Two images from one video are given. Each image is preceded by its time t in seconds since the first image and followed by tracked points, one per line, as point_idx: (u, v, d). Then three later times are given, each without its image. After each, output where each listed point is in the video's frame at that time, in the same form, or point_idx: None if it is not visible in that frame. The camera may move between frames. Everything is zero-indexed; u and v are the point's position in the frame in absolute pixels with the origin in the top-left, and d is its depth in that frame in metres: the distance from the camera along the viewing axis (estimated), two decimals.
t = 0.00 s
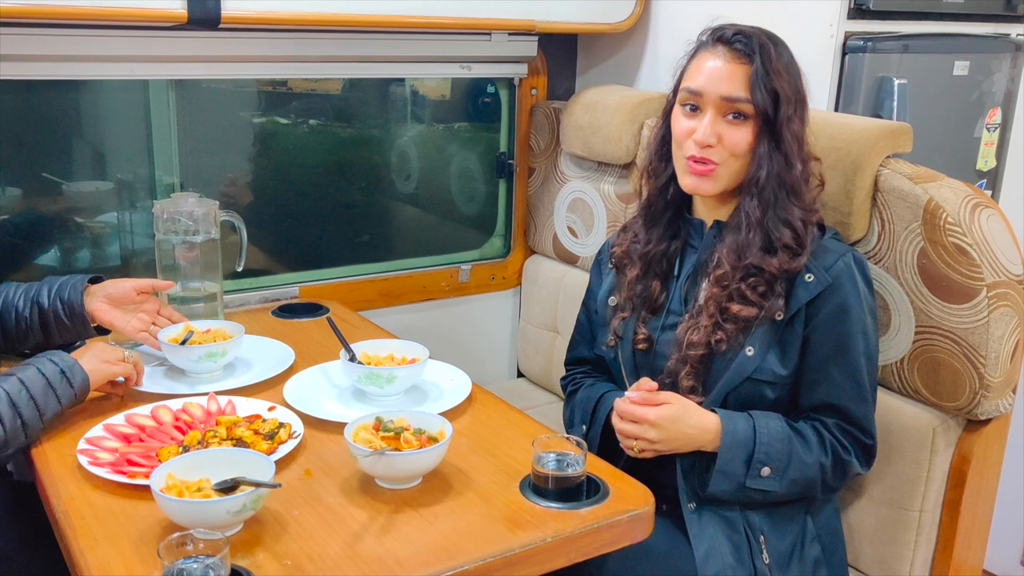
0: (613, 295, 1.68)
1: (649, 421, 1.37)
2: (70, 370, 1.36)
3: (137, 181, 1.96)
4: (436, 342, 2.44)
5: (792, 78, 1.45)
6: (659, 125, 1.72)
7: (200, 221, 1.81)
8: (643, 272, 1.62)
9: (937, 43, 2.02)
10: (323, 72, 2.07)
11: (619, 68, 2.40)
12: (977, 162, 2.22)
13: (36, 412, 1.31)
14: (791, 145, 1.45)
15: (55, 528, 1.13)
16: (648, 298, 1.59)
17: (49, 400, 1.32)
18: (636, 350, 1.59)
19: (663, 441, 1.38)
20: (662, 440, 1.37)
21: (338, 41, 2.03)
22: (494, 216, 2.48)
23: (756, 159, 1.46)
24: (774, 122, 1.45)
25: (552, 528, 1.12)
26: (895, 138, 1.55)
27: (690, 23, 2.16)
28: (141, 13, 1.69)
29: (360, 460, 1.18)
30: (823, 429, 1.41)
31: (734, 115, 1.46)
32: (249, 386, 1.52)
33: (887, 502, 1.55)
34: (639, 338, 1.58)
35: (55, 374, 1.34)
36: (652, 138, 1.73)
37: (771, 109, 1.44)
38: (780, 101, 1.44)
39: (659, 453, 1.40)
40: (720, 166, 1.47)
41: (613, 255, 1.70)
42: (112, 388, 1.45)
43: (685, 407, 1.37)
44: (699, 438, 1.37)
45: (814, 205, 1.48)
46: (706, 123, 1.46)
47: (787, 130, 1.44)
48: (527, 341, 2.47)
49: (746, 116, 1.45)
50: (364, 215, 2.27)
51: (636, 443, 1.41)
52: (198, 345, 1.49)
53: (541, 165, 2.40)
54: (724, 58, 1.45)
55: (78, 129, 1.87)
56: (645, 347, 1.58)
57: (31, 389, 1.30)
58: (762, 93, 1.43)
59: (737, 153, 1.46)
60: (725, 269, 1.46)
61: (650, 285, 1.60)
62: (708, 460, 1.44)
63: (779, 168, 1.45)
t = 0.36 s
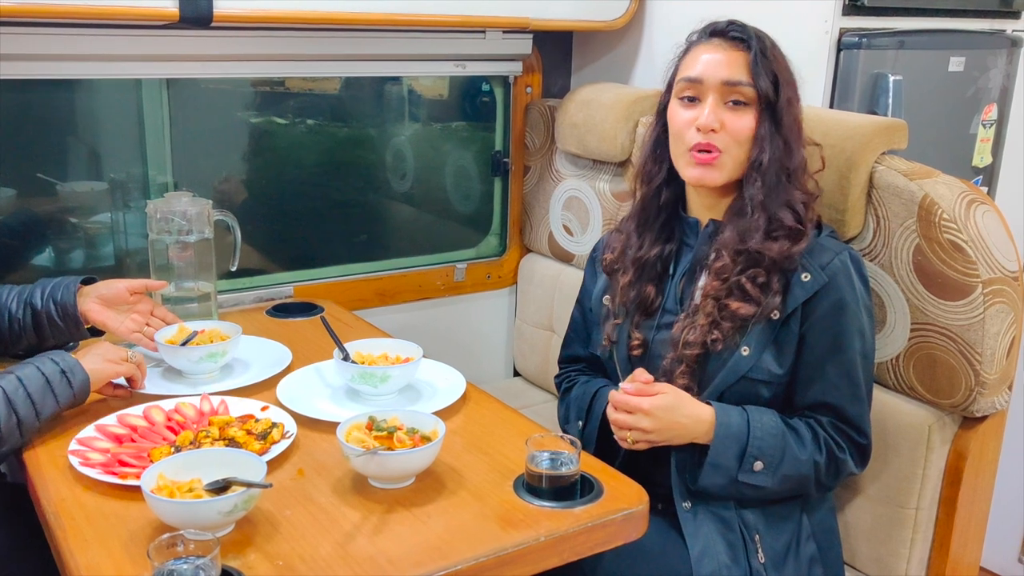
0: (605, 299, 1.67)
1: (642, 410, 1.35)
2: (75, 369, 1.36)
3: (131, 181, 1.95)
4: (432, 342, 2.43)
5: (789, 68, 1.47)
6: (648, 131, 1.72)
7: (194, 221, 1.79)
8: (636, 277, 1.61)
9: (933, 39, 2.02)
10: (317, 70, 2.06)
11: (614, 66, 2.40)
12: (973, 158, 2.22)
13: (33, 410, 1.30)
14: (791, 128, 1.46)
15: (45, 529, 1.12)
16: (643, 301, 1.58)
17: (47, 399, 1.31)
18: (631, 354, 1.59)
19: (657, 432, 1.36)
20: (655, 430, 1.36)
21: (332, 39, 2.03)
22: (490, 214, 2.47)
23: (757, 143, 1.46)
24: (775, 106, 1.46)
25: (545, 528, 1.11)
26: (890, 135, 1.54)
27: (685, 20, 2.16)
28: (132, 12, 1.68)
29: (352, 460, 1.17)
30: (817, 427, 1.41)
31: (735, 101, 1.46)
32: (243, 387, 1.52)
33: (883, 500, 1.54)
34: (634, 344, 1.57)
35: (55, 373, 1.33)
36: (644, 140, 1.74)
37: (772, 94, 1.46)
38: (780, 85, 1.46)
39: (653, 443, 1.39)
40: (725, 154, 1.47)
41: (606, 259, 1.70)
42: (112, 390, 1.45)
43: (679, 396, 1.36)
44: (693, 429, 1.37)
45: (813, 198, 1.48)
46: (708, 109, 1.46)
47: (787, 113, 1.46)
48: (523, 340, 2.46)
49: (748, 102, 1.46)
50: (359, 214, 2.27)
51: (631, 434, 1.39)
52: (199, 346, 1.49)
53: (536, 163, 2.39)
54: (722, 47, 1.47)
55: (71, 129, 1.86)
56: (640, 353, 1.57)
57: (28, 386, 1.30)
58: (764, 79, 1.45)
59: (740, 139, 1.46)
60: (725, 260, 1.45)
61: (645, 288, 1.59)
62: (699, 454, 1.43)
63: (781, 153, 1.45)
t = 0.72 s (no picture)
0: (600, 301, 1.67)
1: (636, 413, 1.34)
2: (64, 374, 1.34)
3: (123, 181, 1.95)
4: (427, 342, 2.42)
5: (765, 65, 1.45)
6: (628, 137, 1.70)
7: (186, 221, 1.78)
8: (632, 281, 1.61)
9: (927, 35, 2.02)
10: (309, 69, 2.05)
11: (608, 64, 2.39)
12: (968, 155, 2.21)
13: (18, 416, 1.28)
14: (778, 132, 1.45)
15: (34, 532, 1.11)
16: (639, 302, 1.58)
17: (33, 404, 1.30)
18: (627, 354, 1.59)
19: (652, 434, 1.35)
20: (650, 431, 1.35)
21: (324, 38, 2.02)
22: (485, 213, 2.47)
23: (746, 154, 1.45)
24: (758, 112, 1.44)
25: (538, 528, 1.10)
26: (884, 131, 1.53)
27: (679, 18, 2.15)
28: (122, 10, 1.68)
29: (343, 461, 1.16)
30: (812, 426, 1.40)
31: (719, 114, 1.44)
32: (237, 388, 1.51)
33: (880, 498, 1.54)
34: (630, 342, 1.57)
35: (42, 377, 1.32)
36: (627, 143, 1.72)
37: (754, 101, 1.43)
38: (761, 90, 1.43)
39: (647, 446, 1.38)
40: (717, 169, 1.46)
41: (598, 266, 1.69)
42: (104, 392, 1.43)
43: (672, 398, 1.35)
44: (687, 430, 1.36)
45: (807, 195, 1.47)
46: (694, 129, 1.44)
47: (772, 117, 1.44)
48: (519, 339, 2.46)
49: (733, 113, 1.44)
50: (353, 214, 2.26)
51: (625, 438, 1.38)
52: (193, 347, 1.48)
53: (531, 161, 2.38)
54: (697, 58, 1.44)
55: (63, 128, 1.85)
56: (637, 352, 1.57)
57: (13, 392, 1.28)
58: (743, 87, 1.42)
59: (729, 152, 1.45)
60: (721, 260, 1.45)
61: (640, 290, 1.59)
62: (694, 454, 1.42)
63: (770, 158, 1.44)
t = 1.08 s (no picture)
0: (592, 300, 1.66)
1: (624, 412, 1.34)
2: None
3: (116, 177, 1.93)
4: (424, 338, 2.41)
5: (757, 59, 1.44)
6: (618, 131, 1.69)
7: (179, 216, 1.77)
8: (621, 279, 1.60)
9: (925, 26, 2.00)
10: (303, 63, 2.03)
11: (605, 57, 2.37)
12: (967, 147, 2.20)
13: None
14: (767, 129, 1.44)
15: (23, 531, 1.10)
16: (629, 301, 1.57)
17: None
18: (618, 353, 1.58)
19: (641, 433, 1.35)
20: (640, 431, 1.35)
21: (318, 31, 2.00)
22: (481, 208, 2.45)
23: (734, 149, 1.44)
24: (748, 108, 1.43)
25: (532, 525, 1.09)
26: (882, 124, 1.52)
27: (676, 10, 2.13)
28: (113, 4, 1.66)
29: (336, 457, 1.15)
30: (807, 422, 1.39)
31: (708, 107, 1.43)
32: (231, 384, 1.49)
33: (877, 493, 1.53)
34: (620, 343, 1.56)
35: None
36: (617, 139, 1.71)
37: (744, 95, 1.42)
38: (752, 85, 1.42)
39: (637, 445, 1.38)
40: (704, 162, 1.45)
41: (588, 263, 1.68)
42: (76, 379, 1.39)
43: (661, 397, 1.35)
44: (678, 429, 1.35)
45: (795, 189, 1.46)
46: (682, 122, 1.43)
47: (761, 113, 1.43)
48: (515, 335, 2.45)
49: (723, 106, 1.43)
50: (348, 209, 2.24)
51: (614, 438, 1.38)
52: (187, 343, 1.47)
53: (528, 156, 2.37)
54: (688, 49, 1.43)
55: (55, 123, 1.83)
56: (627, 352, 1.56)
57: None
58: (733, 80, 1.41)
59: (717, 146, 1.44)
60: (707, 258, 1.44)
61: (631, 289, 1.58)
62: (684, 452, 1.42)
63: (758, 154, 1.43)
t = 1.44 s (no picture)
0: (586, 300, 1.64)
1: (618, 411, 1.33)
2: None
3: (112, 173, 1.92)
4: (423, 335, 2.40)
5: (758, 53, 1.42)
6: (616, 124, 1.68)
7: (175, 213, 1.76)
8: (616, 276, 1.59)
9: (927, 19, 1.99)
10: (300, 58, 2.01)
11: (605, 52, 2.36)
12: (971, 142, 2.17)
13: None
14: (764, 127, 1.42)
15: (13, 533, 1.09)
16: (623, 302, 1.56)
17: None
18: (613, 355, 1.56)
19: (635, 433, 1.34)
20: (634, 431, 1.34)
21: (315, 27, 1.99)
22: (480, 204, 2.44)
23: (728, 145, 1.42)
24: (746, 103, 1.41)
25: (528, 526, 1.08)
26: (884, 118, 1.50)
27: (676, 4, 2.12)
28: None
29: (330, 458, 1.14)
30: (805, 422, 1.38)
31: (705, 100, 1.41)
32: (227, 383, 1.48)
33: (880, 493, 1.51)
34: (615, 345, 1.54)
35: None
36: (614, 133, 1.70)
37: (743, 90, 1.40)
38: (751, 80, 1.40)
39: (631, 445, 1.37)
40: (696, 155, 1.43)
41: (584, 259, 1.67)
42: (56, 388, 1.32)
43: (655, 396, 1.34)
44: (672, 427, 1.34)
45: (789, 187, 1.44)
46: (677, 112, 1.41)
47: (760, 111, 1.41)
48: (515, 332, 2.43)
49: (719, 99, 1.41)
50: (346, 205, 2.23)
51: (608, 438, 1.37)
52: (181, 341, 1.45)
53: (527, 151, 2.35)
54: (689, 40, 1.41)
55: (49, 121, 1.82)
56: (623, 354, 1.54)
57: None
58: (732, 73, 1.39)
59: (712, 141, 1.42)
60: (698, 260, 1.42)
61: (625, 288, 1.57)
62: (680, 451, 1.40)
63: (754, 151, 1.42)
